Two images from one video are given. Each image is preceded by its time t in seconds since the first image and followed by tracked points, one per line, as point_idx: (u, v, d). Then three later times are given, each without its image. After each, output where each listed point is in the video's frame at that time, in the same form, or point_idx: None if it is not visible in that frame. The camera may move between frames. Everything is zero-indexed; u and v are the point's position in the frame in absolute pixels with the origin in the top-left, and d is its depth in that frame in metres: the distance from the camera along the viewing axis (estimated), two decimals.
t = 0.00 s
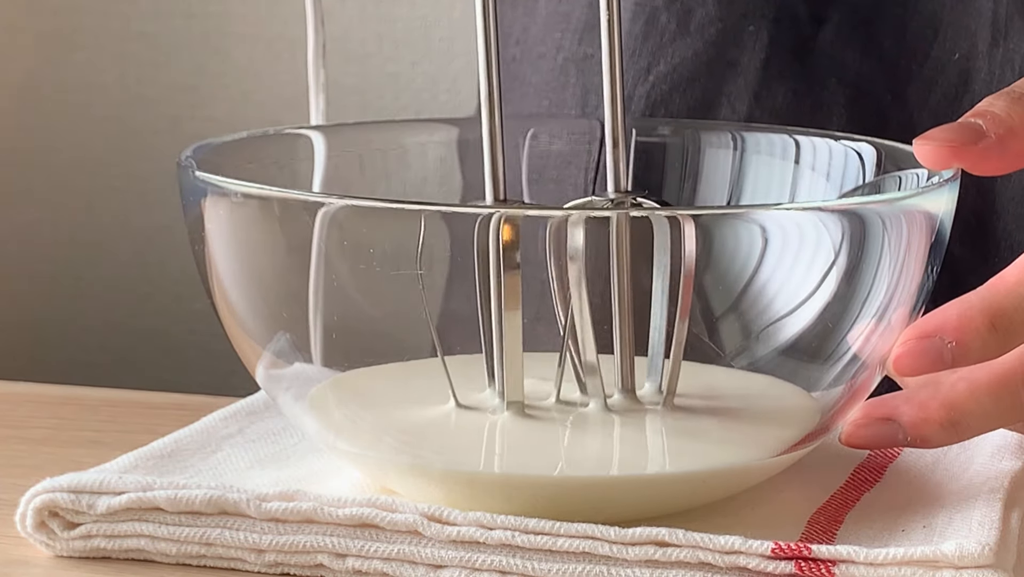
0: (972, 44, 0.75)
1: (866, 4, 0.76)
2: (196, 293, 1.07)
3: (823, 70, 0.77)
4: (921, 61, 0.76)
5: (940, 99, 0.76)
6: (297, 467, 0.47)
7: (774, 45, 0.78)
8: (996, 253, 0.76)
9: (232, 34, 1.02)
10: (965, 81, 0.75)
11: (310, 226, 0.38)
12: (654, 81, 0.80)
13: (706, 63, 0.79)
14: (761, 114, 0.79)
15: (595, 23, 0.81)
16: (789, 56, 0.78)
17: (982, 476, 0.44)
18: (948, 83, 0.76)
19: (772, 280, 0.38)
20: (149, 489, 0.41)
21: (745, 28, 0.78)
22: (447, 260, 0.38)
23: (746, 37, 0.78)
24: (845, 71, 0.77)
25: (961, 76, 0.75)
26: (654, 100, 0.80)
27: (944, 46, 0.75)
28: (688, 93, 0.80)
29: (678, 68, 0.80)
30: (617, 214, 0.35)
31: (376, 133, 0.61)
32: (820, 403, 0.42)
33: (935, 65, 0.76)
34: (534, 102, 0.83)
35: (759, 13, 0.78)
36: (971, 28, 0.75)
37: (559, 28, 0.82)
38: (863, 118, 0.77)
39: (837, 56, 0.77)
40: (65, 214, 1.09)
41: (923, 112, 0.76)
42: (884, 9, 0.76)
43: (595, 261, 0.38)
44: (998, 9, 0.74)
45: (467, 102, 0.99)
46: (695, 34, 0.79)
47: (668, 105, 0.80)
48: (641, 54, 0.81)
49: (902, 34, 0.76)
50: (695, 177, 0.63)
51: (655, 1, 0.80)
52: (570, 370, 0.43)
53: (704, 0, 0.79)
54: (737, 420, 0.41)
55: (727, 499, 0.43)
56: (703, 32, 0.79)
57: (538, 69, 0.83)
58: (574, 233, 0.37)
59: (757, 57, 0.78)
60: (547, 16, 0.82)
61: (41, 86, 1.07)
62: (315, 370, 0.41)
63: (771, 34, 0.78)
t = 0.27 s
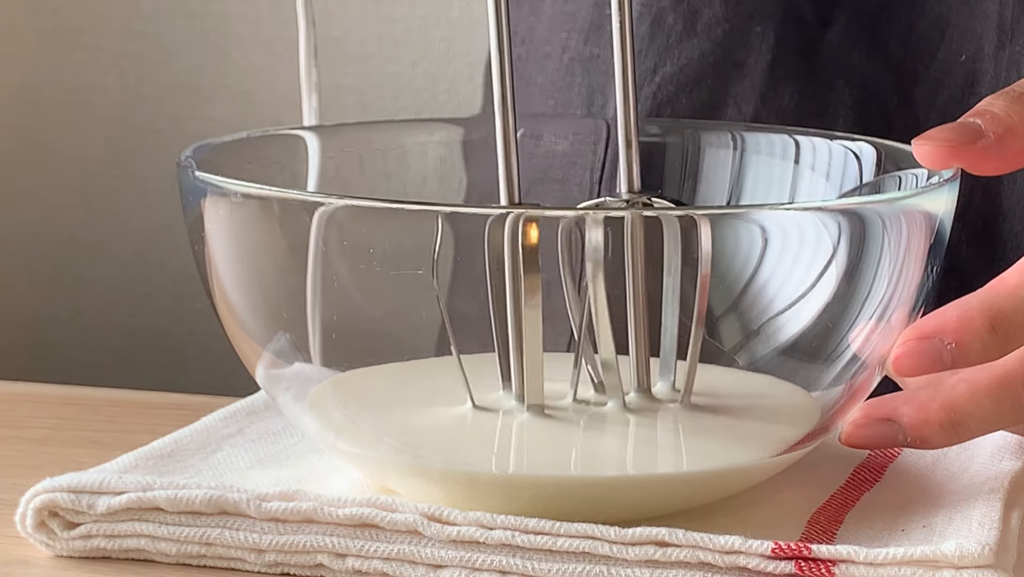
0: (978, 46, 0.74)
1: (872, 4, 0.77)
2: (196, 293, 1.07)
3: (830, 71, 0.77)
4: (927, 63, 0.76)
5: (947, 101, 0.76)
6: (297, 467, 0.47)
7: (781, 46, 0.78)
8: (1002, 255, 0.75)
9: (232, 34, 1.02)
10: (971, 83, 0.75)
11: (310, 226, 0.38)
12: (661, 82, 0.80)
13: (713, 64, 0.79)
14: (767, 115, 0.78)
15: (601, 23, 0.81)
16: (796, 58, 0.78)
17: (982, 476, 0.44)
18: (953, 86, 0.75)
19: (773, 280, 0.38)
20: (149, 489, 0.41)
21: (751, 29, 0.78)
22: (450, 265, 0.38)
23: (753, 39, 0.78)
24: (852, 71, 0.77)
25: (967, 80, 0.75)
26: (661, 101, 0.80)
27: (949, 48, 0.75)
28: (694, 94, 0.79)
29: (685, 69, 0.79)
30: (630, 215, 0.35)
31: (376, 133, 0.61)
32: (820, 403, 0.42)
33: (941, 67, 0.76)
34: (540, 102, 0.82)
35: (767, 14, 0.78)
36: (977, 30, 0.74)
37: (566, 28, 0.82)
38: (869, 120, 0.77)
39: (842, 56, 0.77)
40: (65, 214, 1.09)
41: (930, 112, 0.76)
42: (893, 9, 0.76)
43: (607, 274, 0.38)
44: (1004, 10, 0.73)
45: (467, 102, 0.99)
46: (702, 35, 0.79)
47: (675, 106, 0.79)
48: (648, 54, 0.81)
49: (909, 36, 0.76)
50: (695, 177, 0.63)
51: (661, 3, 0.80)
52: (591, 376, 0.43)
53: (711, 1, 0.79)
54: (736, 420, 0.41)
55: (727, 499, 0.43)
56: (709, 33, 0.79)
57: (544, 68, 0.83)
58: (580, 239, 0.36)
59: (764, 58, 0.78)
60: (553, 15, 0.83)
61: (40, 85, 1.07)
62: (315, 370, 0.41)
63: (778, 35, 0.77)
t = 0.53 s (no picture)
0: (981, 47, 0.74)
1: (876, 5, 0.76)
2: (196, 293, 1.07)
3: (833, 72, 0.77)
4: (930, 64, 0.76)
5: (950, 101, 0.76)
6: (297, 467, 0.47)
7: (784, 47, 0.77)
8: (1006, 254, 0.75)
9: (232, 34, 1.02)
10: (974, 85, 0.75)
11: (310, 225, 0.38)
12: (663, 83, 0.79)
13: (716, 66, 0.78)
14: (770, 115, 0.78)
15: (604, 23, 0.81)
16: (799, 59, 0.78)
17: (982, 476, 0.44)
18: (957, 87, 0.75)
19: (773, 280, 0.38)
20: (149, 489, 0.41)
21: (754, 31, 0.78)
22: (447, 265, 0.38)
23: (756, 40, 0.78)
24: (854, 73, 0.77)
25: (970, 80, 0.75)
26: (664, 102, 0.79)
27: (954, 49, 0.75)
28: (697, 95, 0.78)
29: (688, 71, 0.78)
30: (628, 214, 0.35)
31: (376, 133, 0.61)
32: (821, 403, 0.42)
33: (945, 68, 0.75)
34: (543, 102, 0.83)
35: (771, 14, 0.77)
36: (980, 31, 0.74)
37: (568, 29, 0.82)
38: (872, 119, 0.77)
39: (846, 57, 0.77)
40: (65, 214, 1.09)
41: (934, 113, 0.76)
42: (895, 11, 0.76)
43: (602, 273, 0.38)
44: (1007, 12, 0.73)
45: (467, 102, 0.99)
46: (705, 37, 0.78)
47: (678, 107, 0.78)
48: (649, 57, 0.79)
49: (913, 39, 0.76)
50: (695, 177, 0.63)
51: (664, 3, 0.78)
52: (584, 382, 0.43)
53: (714, 2, 0.78)
54: (736, 420, 0.41)
55: (728, 499, 0.43)
56: (713, 35, 0.78)
57: (547, 69, 0.83)
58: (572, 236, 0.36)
59: (768, 59, 0.78)
60: (555, 17, 0.83)
61: (40, 85, 1.07)
62: (314, 370, 0.41)
63: (781, 36, 0.77)
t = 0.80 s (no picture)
0: (982, 49, 0.74)
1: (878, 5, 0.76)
2: (196, 293, 1.07)
3: (834, 73, 0.77)
4: (930, 65, 0.76)
5: (950, 103, 0.76)
6: (297, 467, 0.47)
7: (785, 48, 0.77)
8: (1007, 255, 0.75)
9: (231, 34, 1.02)
10: (975, 86, 0.75)
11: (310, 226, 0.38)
12: (664, 84, 0.79)
13: (716, 66, 0.78)
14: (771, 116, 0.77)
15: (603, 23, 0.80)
16: (800, 60, 0.78)
17: (982, 476, 0.44)
18: (957, 88, 0.75)
19: (773, 280, 0.38)
20: (149, 489, 0.41)
21: (755, 31, 0.77)
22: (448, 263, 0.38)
23: (757, 40, 0.77)
24: (855, 74, 0.77)
25: (971, 81, 0.75)
26: (664, 102, 0.79)
27: (954, 50, 0.75)
28: (698, 96, 0.78)
29: (688, 72, 0.78)
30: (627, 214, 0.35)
31: (376, 133, 0.61)
32: (821, 403, 0.42)
33: (945, 69, 0.75)
34: (543, 102, 0.83)
35: (771, 15, 0.77)
36: (980, 32, 0.74)
37: (568, 29, 0.82)
38: (873, 120, 0.77)
39: (846, 59, 0.77)
40: (65, 214, 1.09)
41: (934, 115, 0.76)
42: (896, 11, 0.76)
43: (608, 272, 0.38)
44: (1007, 13, 0.73)
45: (467, 102, 0.99)
46: (706, 37, 0.78)
47: (678, 108, 0.78)
48: (650, 57, 0.79)
49: (913, 39, 0.76)
50: (695, 177, 0.63)
51: (664, 4, 0.78)
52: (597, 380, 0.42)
53: (715, 3, 0.78)
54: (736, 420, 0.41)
55: (728, 499, 0.43)
56: (713, 35, 0.78)
57: (546, 69, 0.83)
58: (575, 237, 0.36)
59: (767, 61, 0.77)
60: (555, 16, 0.83)
61: (40, 86, 1.07)
62: (314, 369, 0.41)
63: (782, 37, 0.77)
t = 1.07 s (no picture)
0: (982, 50, 0.74)
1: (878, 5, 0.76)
2: (196, 293, 1.07)
3: (835, 74, 0.77)
4: (930, 66, 0.76)
5: (951, 104, 0.76)
6: (297, 467, 0.47)
7: (785, 48, 0.77)
8: (1006, 258, 0.75)
9: (231, 34, 1.02)
10: (975, 87, 0.75)
11: (310, 225, 0.38)
12: (664, 85, 0.78)
13: (717, 67, 0.78)
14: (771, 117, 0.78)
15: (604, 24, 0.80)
16: (800, 61, 0.77)
17: (982, 477, 0.44)
18: (958, 89, 0.75)
19: (773, 280, 0.38)
20: (149, 489, 0.41)
21: (755, 32, 0.77)
22: (444, 264, 0.37)
23: (757, 41, 0.77)
24: (856, 75, 0.77)
25: (972, 83, 0.75)
26: (664, 103, 0.79)
27: (954, 51, 0.75)
28: (698, 97, 0.78)
29: (688, 73, 0.78)
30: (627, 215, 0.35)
31: (375, 133, 0.61)
32: (820, 402, 0.42)
33: (946, 70, 0.75)
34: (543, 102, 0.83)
35: (771, 17, 0.77)
36: (981, 34, 0.74)
37: (568, 29, 0.82)
38: (873, 121, 0.77)
39: (846, 61, 0.77)
40: (65, 214, 1.09)
41: (935, 115, 0.76)
42: (895, 13, 0.76)
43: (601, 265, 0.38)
44: (1008, 15, 0.73)
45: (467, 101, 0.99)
46: (706, 38, 0.78)
47: (678, 108, 0.78)
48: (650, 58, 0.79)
49: (913, 40, 0.76)
50: (695, 177, 0.63)
51: (665, 5, 0.79)
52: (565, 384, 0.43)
53: (714, 3, 0.78)
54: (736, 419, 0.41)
55: (727, 499, 0.43)
56: (713, 36, 0.78)
57: (546, 69, 0.83)
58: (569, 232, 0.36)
59: (768, 61, 0.77)
60: (555, 16, 0.83)
61: (40, 86, 1.07)
62: (312, 370, 0.41)
63: (782, 38, 0.77)
